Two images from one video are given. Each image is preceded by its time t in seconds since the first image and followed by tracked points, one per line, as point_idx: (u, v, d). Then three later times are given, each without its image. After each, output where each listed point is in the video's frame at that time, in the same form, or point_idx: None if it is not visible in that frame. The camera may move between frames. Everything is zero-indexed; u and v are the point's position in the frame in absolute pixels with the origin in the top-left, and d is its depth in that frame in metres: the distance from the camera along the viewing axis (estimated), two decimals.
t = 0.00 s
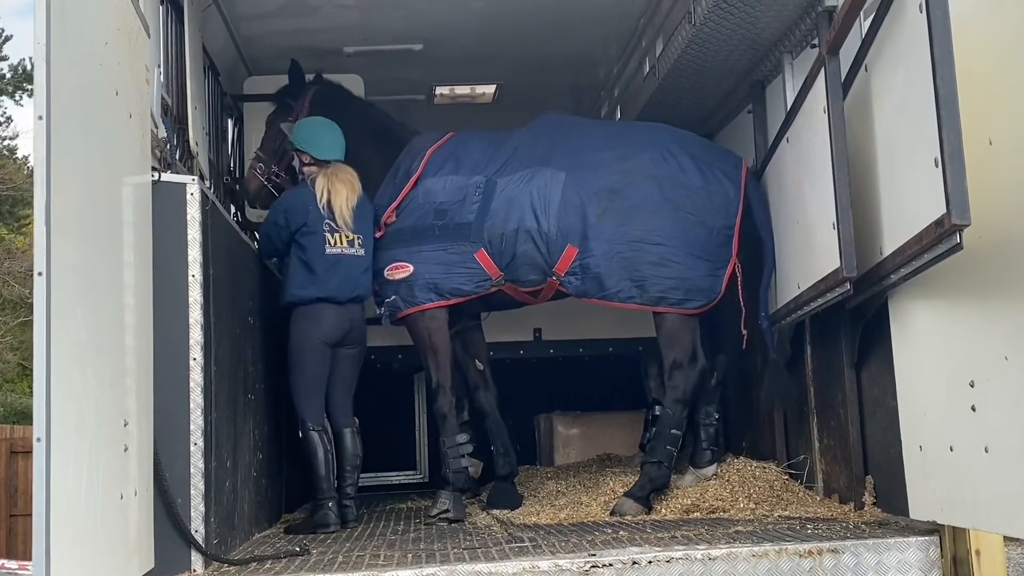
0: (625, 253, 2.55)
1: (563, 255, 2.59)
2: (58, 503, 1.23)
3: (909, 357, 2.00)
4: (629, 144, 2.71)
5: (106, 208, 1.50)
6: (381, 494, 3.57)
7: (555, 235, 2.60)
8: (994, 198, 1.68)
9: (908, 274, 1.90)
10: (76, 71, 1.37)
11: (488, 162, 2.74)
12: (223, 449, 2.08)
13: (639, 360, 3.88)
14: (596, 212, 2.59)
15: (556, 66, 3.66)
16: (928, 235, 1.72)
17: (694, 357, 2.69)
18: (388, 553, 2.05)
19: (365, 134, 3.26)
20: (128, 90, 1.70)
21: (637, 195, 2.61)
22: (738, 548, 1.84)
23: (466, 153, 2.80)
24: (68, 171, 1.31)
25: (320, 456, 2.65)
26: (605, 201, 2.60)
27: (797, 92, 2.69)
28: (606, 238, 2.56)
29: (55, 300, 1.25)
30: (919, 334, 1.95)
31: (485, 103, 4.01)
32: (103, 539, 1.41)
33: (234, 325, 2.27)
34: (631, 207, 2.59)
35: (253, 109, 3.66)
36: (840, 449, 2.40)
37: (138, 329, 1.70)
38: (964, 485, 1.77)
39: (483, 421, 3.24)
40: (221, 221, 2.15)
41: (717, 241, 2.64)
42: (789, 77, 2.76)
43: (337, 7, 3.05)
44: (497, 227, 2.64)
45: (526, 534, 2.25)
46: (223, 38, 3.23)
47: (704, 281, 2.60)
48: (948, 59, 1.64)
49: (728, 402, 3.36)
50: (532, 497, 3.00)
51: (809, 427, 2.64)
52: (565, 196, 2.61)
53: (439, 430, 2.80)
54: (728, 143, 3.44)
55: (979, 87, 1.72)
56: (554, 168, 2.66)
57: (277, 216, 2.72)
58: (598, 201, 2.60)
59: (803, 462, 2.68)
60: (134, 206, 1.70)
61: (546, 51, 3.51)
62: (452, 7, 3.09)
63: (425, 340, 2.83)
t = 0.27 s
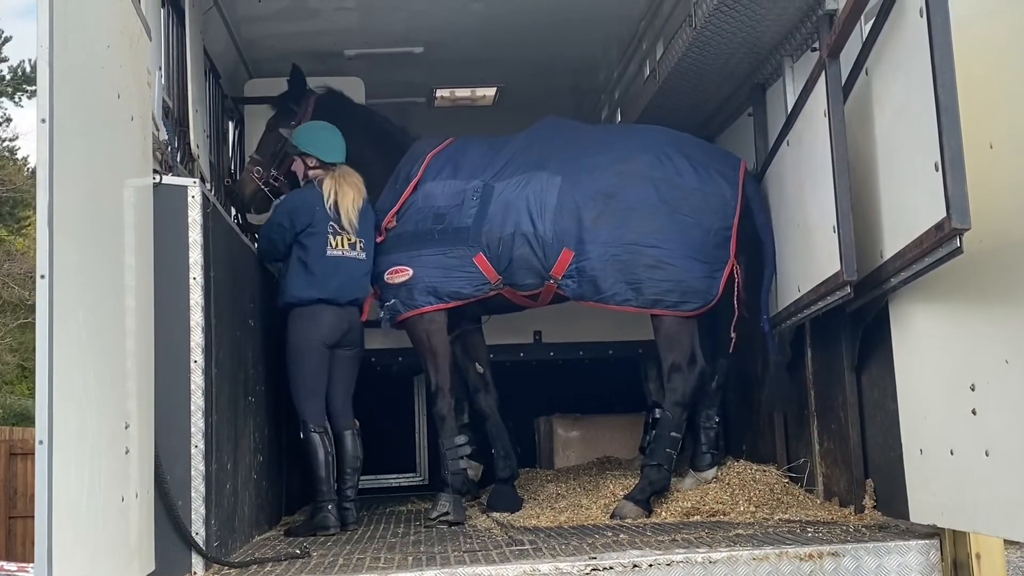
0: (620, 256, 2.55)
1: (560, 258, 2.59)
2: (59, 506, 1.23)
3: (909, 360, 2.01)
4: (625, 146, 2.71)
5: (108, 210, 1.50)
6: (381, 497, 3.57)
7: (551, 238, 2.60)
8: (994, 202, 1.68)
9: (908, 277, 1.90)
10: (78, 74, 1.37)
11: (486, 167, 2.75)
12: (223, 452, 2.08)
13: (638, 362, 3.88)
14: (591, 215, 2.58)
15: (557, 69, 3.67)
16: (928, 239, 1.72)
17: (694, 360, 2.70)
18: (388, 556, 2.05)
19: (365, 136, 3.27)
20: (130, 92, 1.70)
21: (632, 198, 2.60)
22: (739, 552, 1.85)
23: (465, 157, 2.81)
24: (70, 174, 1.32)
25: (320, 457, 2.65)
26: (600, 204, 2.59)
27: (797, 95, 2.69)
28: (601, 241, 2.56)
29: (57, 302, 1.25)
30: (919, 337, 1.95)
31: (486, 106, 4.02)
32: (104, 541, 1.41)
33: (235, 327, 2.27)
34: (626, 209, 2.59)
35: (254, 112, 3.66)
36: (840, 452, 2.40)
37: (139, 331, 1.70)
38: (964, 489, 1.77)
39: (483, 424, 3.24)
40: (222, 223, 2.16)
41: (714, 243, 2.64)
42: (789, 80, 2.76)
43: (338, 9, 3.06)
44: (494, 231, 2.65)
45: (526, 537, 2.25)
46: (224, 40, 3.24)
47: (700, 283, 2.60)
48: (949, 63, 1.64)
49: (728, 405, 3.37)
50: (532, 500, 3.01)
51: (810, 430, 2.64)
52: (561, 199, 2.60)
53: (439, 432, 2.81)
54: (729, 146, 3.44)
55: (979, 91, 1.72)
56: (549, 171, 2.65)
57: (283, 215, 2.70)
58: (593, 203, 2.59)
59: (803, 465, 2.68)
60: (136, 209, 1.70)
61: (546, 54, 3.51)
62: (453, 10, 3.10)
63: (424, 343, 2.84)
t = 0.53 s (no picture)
0: (616, 259, 2.55)
1: (558, 261, 2.59)
2: (60, 508, 1.23)
3: (909, 363, 2.01)
4: (622, 149, 2.71)
5: (108, 213, 1.50)
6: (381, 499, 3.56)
7: (548, 241, 2.60)
8: (994, 205, 1.68)
9: (908, 280, 1.90)
10: (79, 77, 1.37)
11: (485, 170, 2.75)
12: (223, 454, 2.08)
13: (638, 365, 3.88)
14: (588, 219, 2.58)
15: (557, 71, 3.67)
16: (929, 242, 1.72)
17: (693, 362, 2.70)
18: (388, 558, 2.05)
19: (365, 138, 3.27)
20: (130, 95, 1.70)
21: (628, 201, 2.61)
22: (739, 554, 1.84)
23: (463, 161, 2.81)
24: (71, 176, 1.32)
25: (320, 459, 2.65)
26: (597, 207, 2.59)
27: (797, 98, 2.69)
28: (597, 244, 2.56)
29: (58, 304, 1.25)
30: (919, 339, 1.95)
31: (486, 108, 4.02)
32: (104, 543, 1.41)
33: (234, 329, 2.27)
34: (623, 212, 2.59)
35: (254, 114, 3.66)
36: (840, 455, 2.40)
37: (139, 333, 1.70)
38: (964, 491, 1.77)
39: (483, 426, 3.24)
40: (222, 225, 2.16)
41: (712, 245, 2.64)
42: (789, 83, 2.76)
43: (339, 12, 3.06)
44: (491, 234, 2.65)
45: (526, 540, 2.24)
46: (224, 43, 3.24)
47: (697, 285, 2.60)
48: (949, 66, 1.64)
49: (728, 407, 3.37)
50: (531, 502, 3.00)
51: (810, 433, 2.64)
52: (558, 202, 2.61)
53: (438, 434, 2.80)
54: (729, 148, 3.44)
55: (980, 93, 1.73)
56: (546, 174, 2.66)
57: (292, 218, 2.70)
58: (589, 206, 2.59)
59: (803, 467, 2.68)
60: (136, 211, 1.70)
61: (547, 57, 3.52)
62: (453, 13, 3.10)
63: (424, 345, 2.84)
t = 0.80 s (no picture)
0: (616, 262, 2.55)
1: (557, 264, 2.59)
2: (58, 509, 1.23)
3: (909, 365, 2.01)
4: (622, 152, 2.71)
5: (107, 214, 1.50)
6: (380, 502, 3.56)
7: (548, 244, 2.60)
8: (993, 207, 1.68)
9: (907, 282, 1.90)
10: (78, 79, 1.37)
11: (484, 173, 2.75)
12: (223, 456, 2.08)
13: (638, 367, 3.88)
14: (588, 222, 2.59)
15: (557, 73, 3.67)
16: (927, 244, 1.72)
17: (692, 364, 2.69)
18: (388, 560, 2.05)
19: (365, 140, 3.27)
20: (129, 97, 1.70)
21: (628, 204, 2.61)
22: (738, 557, 1.84)
23: (463, 163, 2.81)
24: (70, 178, 1.32)
25: (319, 461, 2.65)
26: (597, 210, 2.60)
27: (797, 100, 2.69)
28: (597, 247, 2.56)
29: (57, 306, 1.25)
30: (918, 341, 1.95)
31: (485, 110, 4.02)
32: (102, 545, 1.40)
33: (234, 331, 2.27)
34: (622, 215, 2.59)
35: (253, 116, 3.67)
36: (840, 457, 2.40)
37: (138, 335, 1.70)
38: (964, 494, 1.77)
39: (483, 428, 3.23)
40: (221, 227, 2.16)
41: (711, 248, 2.64)
42: (789, 86, 2.76)
43: (339, 14, 3.06)
44: (491, 237, 2.65)
45: (526, 542, 2.24)
46: (224, 45, 3.24)
47: (696, 288, 2.60)
48: (948, 68, 1.64)
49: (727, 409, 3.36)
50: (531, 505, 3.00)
51: (809, 435, 2.64)
52: (557, 205, 2.61)
53: (437, 436, 2.80)
54: (728, 150, 3.44)
55: (979, 96, 1.73)
56: (546, 176, 2.66)
57: (292, 219, 2.69)
58: (589, 210, 2.59)
59: (802, 470, 2.68)
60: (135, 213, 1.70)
61: (546, 59, 3.52)
62: (453, 15, 3.10)
63: (423, 347, 2.84)
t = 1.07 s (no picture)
0: (616, 265, 2.55)
1: (558, 266, 2.59)
2: (58, 510, 1.23)
3: (909, 367, 2.01)
4: (622, 156, 2.72)
5: (108, 217, 1.50)
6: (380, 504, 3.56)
7: (548, 247, 2.60)
8: (994, 209, 1.68)
9: (907, 284, 1.90)
10: (78, 81, 1.38)
11: (484, 175, 2.75)
12: (223, 458, 2.08)
13: (638, 369, 3.88)
14: (588, 225, 2.59)
15: (557, 76, 3.67)
16: (927, 246, 1.72)
17: (692, 367, 2.69)
18: (388, 563, 2.05)
19: (365, 143, 3.27)
20: (130, 99, 1.70)
21: (628, 208, 2.61)
22: (739, 559, 1.84)
23: (463, 166, 2.81)
24: (71, 180, 1.32)
25: (319, 464, 2.65)
26: (597, 214, 2.60)
27: (797, 102, 2.70)
28: (597, 251, 2.57)
29: (58, 307, 1.25)
30: (918, 344, 1.95)
31: (485, 113, 4.02)
32: (103, 547, 1.40)
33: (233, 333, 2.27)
34: (622, 219, 2.60)
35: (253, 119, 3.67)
36: (840, 460, 2.40)
37: (138, 337, 1.70)
38: (965, 497, 1.77)
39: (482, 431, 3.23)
40: (222, 228, 2.16)
41: (711, 250, 2.64)
42: (789, 89, 2.76)
43: (339, 16, 3.06)
44: (491, 240, 2.65)
45: (526, 544, 2.24)
46: (224, 47, 3.24)
47: (696, 291, 2.60)
48: (948, 70, 1.65)
49: (728, 413, 3.36)
50: (531, 507, 3.00)
51: (809, 438, 2.63)
52: (558, 208, 2.61)
53: (437, 438, 2.80)
54: (728, 153, 3.44)
55: (980, 98, 1.73)
56: (546, 180, 2.66)
57: (291, 206, 2.71)
58: (589, 213, 2.60)
59: (802, 472, 2.67)
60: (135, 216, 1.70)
61: (546, 61, 3.52)
62: (453, 17, 3.10)
63: (422, 349, 2.84)
